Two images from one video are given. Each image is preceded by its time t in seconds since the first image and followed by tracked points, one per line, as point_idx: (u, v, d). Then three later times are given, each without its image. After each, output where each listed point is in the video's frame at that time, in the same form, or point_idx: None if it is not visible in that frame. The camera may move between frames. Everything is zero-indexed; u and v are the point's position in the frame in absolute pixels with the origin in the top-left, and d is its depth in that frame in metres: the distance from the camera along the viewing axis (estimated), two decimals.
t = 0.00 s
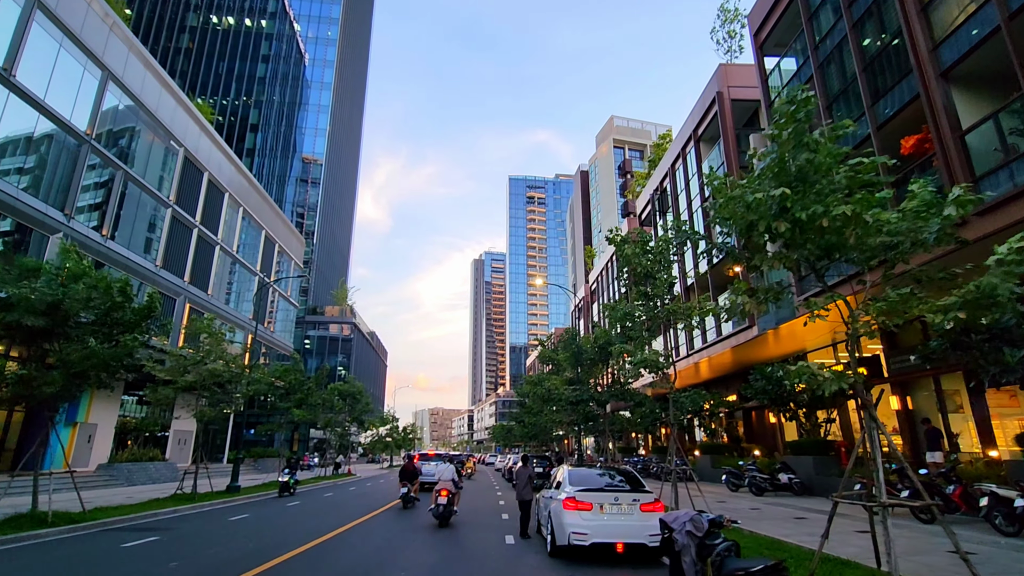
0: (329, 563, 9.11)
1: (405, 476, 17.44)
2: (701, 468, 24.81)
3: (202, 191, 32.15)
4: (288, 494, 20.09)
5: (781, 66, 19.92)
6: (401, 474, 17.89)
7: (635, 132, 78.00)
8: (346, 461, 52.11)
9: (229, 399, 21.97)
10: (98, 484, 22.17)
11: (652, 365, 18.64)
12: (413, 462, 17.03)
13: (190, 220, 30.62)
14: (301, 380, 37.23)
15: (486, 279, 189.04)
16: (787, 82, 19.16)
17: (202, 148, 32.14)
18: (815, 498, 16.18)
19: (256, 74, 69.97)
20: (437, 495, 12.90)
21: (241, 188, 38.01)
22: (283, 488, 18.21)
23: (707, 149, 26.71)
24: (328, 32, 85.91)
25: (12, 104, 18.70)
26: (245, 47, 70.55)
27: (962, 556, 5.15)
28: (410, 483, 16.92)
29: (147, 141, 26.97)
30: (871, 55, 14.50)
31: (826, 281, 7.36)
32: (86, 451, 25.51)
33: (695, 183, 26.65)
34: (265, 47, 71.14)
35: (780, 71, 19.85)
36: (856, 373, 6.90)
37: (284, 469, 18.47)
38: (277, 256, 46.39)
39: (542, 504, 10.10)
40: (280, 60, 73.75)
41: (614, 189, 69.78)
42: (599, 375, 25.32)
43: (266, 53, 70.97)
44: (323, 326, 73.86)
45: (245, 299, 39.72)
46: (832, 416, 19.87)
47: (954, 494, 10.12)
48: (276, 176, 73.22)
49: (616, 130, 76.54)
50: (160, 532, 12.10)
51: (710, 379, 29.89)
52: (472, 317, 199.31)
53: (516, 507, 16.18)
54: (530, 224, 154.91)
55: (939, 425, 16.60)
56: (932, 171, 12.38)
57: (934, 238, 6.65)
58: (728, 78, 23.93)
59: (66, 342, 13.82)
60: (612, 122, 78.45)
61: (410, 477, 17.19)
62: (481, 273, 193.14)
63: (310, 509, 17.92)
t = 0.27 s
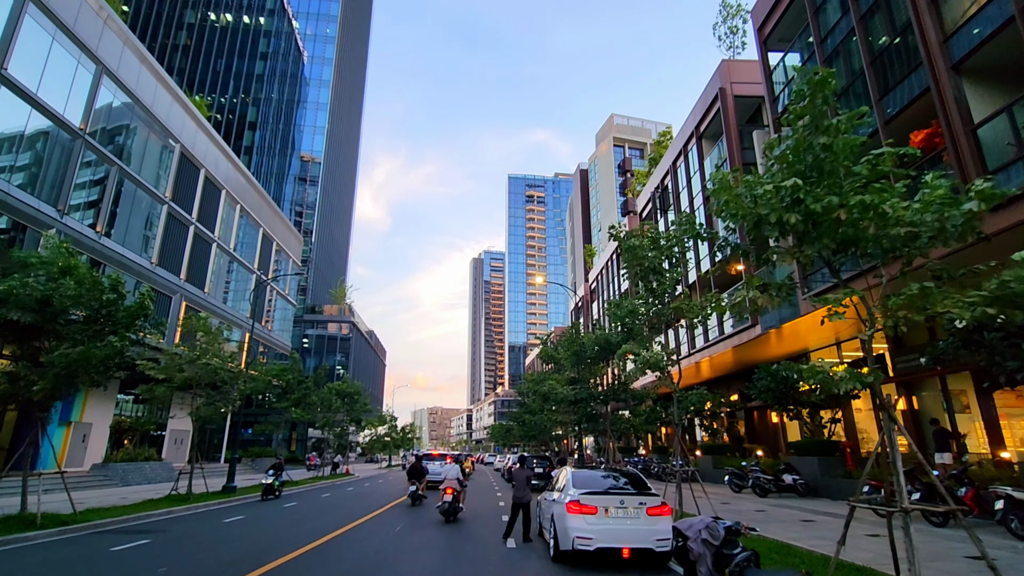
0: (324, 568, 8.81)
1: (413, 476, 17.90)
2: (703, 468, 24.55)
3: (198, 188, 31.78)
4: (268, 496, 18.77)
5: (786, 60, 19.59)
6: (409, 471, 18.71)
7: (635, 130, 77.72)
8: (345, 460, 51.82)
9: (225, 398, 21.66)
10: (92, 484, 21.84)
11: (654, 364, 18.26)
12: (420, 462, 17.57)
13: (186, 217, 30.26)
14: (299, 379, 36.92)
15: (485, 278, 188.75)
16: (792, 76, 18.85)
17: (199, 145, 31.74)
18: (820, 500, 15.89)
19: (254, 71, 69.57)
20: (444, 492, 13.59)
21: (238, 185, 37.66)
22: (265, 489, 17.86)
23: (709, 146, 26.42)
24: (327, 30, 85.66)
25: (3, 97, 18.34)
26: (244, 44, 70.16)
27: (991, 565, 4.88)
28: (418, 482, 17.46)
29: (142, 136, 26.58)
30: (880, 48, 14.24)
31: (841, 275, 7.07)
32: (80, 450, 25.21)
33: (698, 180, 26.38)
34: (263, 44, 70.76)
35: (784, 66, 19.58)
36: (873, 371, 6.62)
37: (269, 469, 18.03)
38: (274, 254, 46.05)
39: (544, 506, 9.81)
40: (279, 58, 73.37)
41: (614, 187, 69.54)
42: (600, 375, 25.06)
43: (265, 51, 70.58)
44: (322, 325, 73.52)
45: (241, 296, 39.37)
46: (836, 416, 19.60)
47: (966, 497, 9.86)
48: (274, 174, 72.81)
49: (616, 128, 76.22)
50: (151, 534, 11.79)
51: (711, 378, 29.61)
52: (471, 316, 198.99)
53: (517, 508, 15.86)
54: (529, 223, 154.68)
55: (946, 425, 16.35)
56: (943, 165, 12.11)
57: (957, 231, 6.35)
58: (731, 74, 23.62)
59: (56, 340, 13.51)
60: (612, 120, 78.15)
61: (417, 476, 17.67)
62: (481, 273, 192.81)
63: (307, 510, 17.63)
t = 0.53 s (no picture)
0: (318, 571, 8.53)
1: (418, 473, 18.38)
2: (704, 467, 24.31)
3: (195, 185, 31.45)
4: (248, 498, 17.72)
5: (790, 54, 19.31)
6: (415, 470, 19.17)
7: (635, 128, 77.44)
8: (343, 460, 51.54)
9: (221, 397, 21.37)
10: (86, 483, 21.57)
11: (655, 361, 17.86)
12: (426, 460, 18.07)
13: (182, 215, 29.92)
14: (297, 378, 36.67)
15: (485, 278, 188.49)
16: (797, 71, 18.58)
17: (195, 141, 31.40)
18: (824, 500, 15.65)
19: (252, 69, 69.19)
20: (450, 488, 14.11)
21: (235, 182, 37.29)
22: (245, 490, 17.57)
23: (711, 143, 26.15)
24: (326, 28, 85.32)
25: None
26: (242, 42, 69.76)
27: (1019, 570, 4.61)
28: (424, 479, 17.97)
29: (138, 131, 26.22)
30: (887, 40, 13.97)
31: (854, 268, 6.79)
32: (74, 450, 24.97)
33: (699, 176, 26.12)
34: (261, 42, 70.38)
35: (788, 60, 19.31)
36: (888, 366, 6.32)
37: (250, 472, 17.34)
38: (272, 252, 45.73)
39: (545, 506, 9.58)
40: (277, 56, 72.99)
41: (614, 186, 69.28)
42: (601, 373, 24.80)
43: (263, 48, 70.19)
44: (320, 324, 73.24)
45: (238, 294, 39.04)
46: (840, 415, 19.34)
47: (979, 497, 9.58)
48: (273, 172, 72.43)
49: (616, 127, 75.94)
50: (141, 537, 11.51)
51: (712, 377, 29.33)
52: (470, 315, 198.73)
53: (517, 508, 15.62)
54: (528, 222, 154.40)
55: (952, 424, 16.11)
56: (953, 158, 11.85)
57: (976, 220, 6.08)
58: (733, 69, 23.35)
59: (46, 337, 13.22)
60: (612, 118, 77.88)
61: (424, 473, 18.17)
62: (480, 272, 192.50)
63: (303, 510, 17.37)
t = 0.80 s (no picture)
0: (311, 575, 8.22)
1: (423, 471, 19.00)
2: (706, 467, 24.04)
3: (191, 181, 31.10)
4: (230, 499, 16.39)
5: (794, 46, 19.00)
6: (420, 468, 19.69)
7: (635, 127, 77.13)
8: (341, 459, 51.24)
9: (216, 395, 21.06)
10: (79, 483, 21.27)
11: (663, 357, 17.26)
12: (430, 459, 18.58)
13: (178, 211, 29.58)
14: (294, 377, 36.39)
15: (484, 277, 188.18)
16: (801, 64, 18.28)
17: (192, 137, 31.04)
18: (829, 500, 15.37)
19: (251, 66, 68.82)
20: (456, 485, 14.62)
21: (232, 179, 36.90)
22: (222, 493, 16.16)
23: (712, 138, 25.83)
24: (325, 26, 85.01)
25: None
26: (241, 39, 69.36)
27: None
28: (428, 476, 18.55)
29: (133, 126, 25.86)
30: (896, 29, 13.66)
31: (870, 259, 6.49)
32: (68, 449, 24.72)
33: (701, 173, 25.83)
34: (260, 39, 70.01)
35: (792, 54, 19.04)
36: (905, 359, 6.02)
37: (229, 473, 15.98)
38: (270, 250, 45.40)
39: (545, 507, 9.29)
40: (276, 53, 72.62)
41: (613, 184, 68.98)
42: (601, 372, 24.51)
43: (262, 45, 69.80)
44: (319, 323, 72.92)
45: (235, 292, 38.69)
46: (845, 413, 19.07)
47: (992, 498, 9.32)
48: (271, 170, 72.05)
49: (616, 125, 75.59)
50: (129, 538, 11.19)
51: (713, 376, 28.99)
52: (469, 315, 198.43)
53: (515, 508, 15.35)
54: (528, 221, 154.09)
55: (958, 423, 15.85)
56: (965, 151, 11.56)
57: (998, 207, 5.80)
58: (736, 64, 23.05)
59: (34, 333, 12.87)
60: (612, 117, 77.53)
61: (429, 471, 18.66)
62: (479, 271, 192.16)
63: (299, 510, 17.08)
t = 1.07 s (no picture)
0: None
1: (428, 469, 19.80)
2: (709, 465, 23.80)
3: (188, 178, 30.76)
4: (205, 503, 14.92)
5: (799, 40, 18.75)
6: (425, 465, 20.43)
7: (636, 124, 76.76)
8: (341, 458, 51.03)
9: (213, 394, 20.76)
10: (73, 483, 20.99)
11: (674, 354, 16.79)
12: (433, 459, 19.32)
13: (175, 208, 29.28)
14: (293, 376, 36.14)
15: (484, 276, 187.97)
16: (806, 57, 18.03)
17: (188, 133, 30.67)
18: (836, 500, 15.09)
19: (250, 64, 68.43)
20: (462, 484, 15.35)
21: (229, 176, 36.54)
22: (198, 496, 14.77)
23: (715, 134, 25.58)
24: (324, 23, 84.85)
25: None
26: (240, 36, 68.98)
27: None
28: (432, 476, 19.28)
29: (127, 122, 25.47)
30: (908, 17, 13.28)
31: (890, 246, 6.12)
32: (65, 448, 24.55)
33: (703, 169, 25.55)
34: (259, 37, 69.64)
35: (798, 47, 18.74)
36: (930, 354, 5.72)
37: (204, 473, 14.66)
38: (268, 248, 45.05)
39: (548, 509, 9.01)
40: (276, 51, 72.25)
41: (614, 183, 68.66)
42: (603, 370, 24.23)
43: (261, 43, 69.40)
44: (319, 321, 72.64)
45: (233, 290, 38.35)
46: (851, 413, 18.80)
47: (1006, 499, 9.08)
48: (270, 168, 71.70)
49: (617, 123, 75.18)
50: (120, 539, 10.90)
51: (715, 374, 28.64)
52: (469, 314, 198.22)
53: (515, 509, 15.08)
54: (528, 220, 153.76)
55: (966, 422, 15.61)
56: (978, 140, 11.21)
57: None
58: (739, 58, 22.74)
59: (24, 330, 12.55)
60: (612, 115, 77.11)
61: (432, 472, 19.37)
62: (479, 270, 191.97)
63: (297, 510, 16.81)
